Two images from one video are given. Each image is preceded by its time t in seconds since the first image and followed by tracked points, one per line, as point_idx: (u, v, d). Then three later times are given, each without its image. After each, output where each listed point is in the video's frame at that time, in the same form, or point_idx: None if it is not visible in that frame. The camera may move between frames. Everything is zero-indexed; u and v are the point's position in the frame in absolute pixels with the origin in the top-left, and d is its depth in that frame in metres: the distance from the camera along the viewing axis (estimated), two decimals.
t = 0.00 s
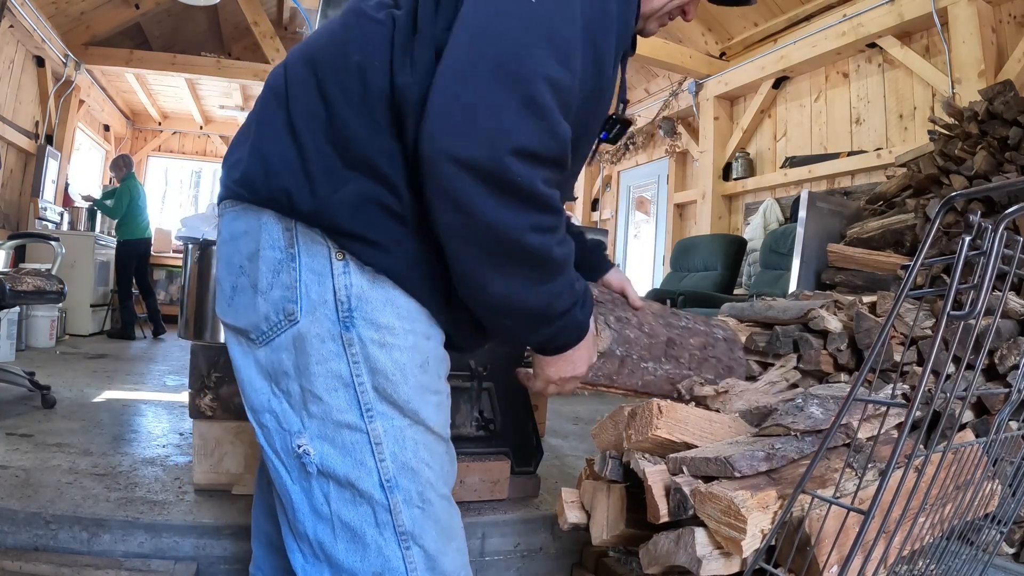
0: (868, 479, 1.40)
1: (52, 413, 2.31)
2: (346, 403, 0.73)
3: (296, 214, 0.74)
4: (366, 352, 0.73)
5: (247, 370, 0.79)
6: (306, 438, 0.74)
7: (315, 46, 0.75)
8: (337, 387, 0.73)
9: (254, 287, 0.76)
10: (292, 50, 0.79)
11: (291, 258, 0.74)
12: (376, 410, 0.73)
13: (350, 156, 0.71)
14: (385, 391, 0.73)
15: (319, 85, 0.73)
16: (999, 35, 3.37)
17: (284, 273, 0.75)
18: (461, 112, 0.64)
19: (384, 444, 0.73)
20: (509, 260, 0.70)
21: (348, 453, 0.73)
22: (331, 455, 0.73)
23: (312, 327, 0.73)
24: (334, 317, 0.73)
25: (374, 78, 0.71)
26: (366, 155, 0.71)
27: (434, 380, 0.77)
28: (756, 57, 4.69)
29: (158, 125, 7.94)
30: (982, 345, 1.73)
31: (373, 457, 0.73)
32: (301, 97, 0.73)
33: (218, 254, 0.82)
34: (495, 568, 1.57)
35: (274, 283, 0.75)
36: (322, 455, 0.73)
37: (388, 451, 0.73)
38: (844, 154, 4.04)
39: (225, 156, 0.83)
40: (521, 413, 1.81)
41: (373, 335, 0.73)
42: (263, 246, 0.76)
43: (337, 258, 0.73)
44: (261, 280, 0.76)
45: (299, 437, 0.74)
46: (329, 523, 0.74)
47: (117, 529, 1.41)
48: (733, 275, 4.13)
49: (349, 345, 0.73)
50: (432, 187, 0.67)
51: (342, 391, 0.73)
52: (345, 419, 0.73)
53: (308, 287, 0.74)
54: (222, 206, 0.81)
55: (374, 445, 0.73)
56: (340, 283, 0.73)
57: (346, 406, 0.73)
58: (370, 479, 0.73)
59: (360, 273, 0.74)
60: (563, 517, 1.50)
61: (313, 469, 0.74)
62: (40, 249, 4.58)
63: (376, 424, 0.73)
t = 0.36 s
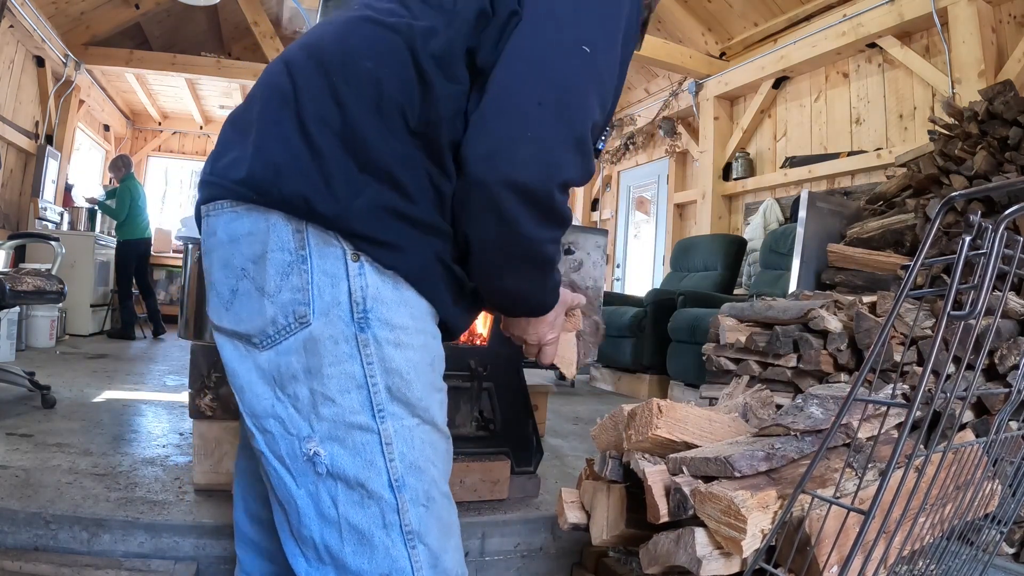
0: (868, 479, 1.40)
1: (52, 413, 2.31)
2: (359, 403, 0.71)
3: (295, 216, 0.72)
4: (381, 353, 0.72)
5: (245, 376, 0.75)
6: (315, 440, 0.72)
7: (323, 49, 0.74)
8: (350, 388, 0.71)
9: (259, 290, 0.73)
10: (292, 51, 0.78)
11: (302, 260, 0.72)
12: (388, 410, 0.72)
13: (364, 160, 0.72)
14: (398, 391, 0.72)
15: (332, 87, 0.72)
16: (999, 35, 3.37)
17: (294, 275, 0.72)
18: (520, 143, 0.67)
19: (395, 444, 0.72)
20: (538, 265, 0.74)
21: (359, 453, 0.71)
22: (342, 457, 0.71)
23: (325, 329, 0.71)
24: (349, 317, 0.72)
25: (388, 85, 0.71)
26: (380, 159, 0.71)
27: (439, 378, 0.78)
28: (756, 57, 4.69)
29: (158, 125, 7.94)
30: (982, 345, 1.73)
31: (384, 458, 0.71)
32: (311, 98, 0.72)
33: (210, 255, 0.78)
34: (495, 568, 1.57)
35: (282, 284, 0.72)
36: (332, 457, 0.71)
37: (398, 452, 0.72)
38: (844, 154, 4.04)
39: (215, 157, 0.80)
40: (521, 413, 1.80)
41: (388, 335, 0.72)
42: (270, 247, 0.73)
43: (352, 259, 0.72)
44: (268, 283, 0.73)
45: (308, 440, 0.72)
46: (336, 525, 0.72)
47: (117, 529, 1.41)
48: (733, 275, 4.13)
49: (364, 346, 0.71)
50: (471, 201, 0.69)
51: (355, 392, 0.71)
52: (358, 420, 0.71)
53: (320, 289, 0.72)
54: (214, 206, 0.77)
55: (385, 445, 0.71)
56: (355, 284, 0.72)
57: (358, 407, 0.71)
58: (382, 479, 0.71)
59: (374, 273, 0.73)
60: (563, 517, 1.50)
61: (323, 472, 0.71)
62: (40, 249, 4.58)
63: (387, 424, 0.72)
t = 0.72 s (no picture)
0: (868, 479, 1.40)
1: (52, 413, 2.31)
2: (367, 397, 0.74)
3: (307, 220, 0.75)
4: (386, 349, 0.76)
5: (246, 376, 0.74)
6: (323, 433, 0.73)
7: (330, 69, 0.75)
8: (358, 382, 0.74)
9: (267, 293, 0.74)
10: (288, 63, 0.78)
11: (311, 264, 0.74)
12: (391, 403, 0.76)
13: (373, 176, 0.77)
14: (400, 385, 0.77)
15: (346, 108, 0.75)
16: (999, 36, 3.38)
17: (303, 279, 0.74)
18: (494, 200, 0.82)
19: (398, 434, 0.76)
20: (510, 269, 0.92)
21: (364, 444, 0.74)
22: (350, 448, 0.73)
23: (334, 328, 0.74)
24: (357, 317, 0.75)
25: (394, 109, 0.76)
26: (384, 177, 0.78)
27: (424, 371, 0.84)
28: (756, 57, 4.69)
29: (158, 125, 7.93)
30: (982, 345, 1.73)
31: (388, 447, 0.75)
32: (325, 118, 0.74)
33: (205, 257, 0.76)
34: (495, 568, 1.57)
35: (292, 286, 0.74)
36: (341, 447, 0.73)
37: (400, 442, 0.76)
38: (844, 154, 4.04)
39: (204, 161, 0.76)
40: (520, 413, 1.81)
41: (390, 332, 0.77)
42: (280, 252, 0.74)
43: (359, 263, 0.76)
44: (277, 286, 0.74)
45: (316, 434, 0.73)
46: (340, 512, 0.74)
47: (117, 529, 1.41)
48: (733, 275, 4.12)
49: (371, 343, 0.75)
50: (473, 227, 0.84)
51: (363, 386, 0.74)
52: (365, 412, 0.74)
53: (328, 290, 0.74)
54: (209, 209, 0.75)
55: (389, 436, 0.75)
56: (363, 285, 0.76)
57: (366, 401, 0.74)
58: (387, 468, 0.74)
59: (378, 278, 0.78)
60: (563, 517, 1.50)
61: (332, 464, 0.73)
62: (39, 249, 4.58)
63: (390, 415, 0.76)
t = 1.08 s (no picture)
0: (868, 478, 1.41)
1: (52, 413, 2.31)
2: (358, 394, 0.76)
3: (302, 226, 0.75)
4: (376, 349, 0.78)
5: (243, 377, 0.74)
6: (317, 429, 0.74)
7: (322, 82, 0.77)
8: (351, 380, 0.76)
9: (266, 294, 0.74)
10: (281, 72, 0.79)
11: (308, 267, 0.75)
12: (381, 400, 0.78)
13: (361, 187, 0.78)
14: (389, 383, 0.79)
15: (340, 126, 0.76)
16: (999, 35, 3.38)
17: (300, 281, 0.74)
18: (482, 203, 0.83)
19: (387, 430, 0.78)
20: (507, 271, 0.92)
21: (356, 440, 0.75)
22: (343, 445, 0.75)
23: (329, 329, 0.74)
24: (350, 318, 0.76)
25: (382, 122, 0.78)
26: (377, 188, 0.79)
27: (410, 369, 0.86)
28: (756, 57, 4.69)
29: (158, 125, 7.93)
30: (982, 345, 1.73)
31: (378, 443, 0.77)
32: (319, 134, 0.76)
33: (202, 259, 0.76)
34: (495, 568, 1.57)
35: (288, 288, 0.74)
36: (335, 444, 0.74)
37: (389, 437, 0.78)
38: (844, 154, 4.04)
39: (202, 168, 0.76)
40: (520, 413, 1.81)
41: (380, 332, 0.79)
42: (278, 255, 0.74)
43: (353, 269, 0.77)
44: (275, 287, 0.74)
45: (309, 430, 0.74)
46: (333, 505, 0.75)
47: (117, 529, 1.41)
48: (733, 275, 4.12)
49: (364, 343, 0.77)
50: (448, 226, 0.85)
51: (354, 384, 0.76)
52: (356, 409, 0.76)
53: (323, 293, 0.75)
54: (211, 213, 0.75)
55: (379, 432, 0.77)
56: (355, 288, 0.77)
57: (357, 398, 0.76)
58: (377, 462, 0.77)
59: (370, 283, 0.79)
60: (563, 517, 1.50)
61: (326, 459, 0.74)
62: (39, 249, 4.58)
63: (380, 412, 0.77)
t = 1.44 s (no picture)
0: (868, 479, 1.40)
1: (52, 413, 2.31)
2: (346, 395, 0.76)
3: (298, 230, 0.76)
4: (363, 351, 0.79)
5: (233, 379, 0.75)
6: (309, 430, 0.75)
7: (308, 94, 0.76)
8: (339, 382, 0.76)
9: (253, 298, 0.75)
10: (266, 81, 0.78)
11: (294, 272, 0.76)
12: (370, 401, 0.78)
13: (344, 200, 0.79)
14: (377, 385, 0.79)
15: (326, 139, 0.77)
16: (999, 35, 3.38)
17: (286, 286, 0.75)
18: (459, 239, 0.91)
19: (378, 430, 0.78)
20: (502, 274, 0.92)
21: (348, 440, 0.76)
22: (336, 444, 0.75)
23: (316, 332, 0.75)
24: (336, 321, 0.77)
25: (370, 136, 0.79)
26: (355, 202, 0.80)
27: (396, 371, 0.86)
28: (756, 57, 4.69)
29: (158, 125, 7.93)
30: (982, 345, 1.73)
31: (369, 442, 0.77)
32: (305, 148, 0.76)
33: (188, 265, 0.76)
34: (495, 568, 1.56)
35: (275, 292, 0.75)
36: (328, 444, 0.75)
37: (380, 437, 0.78)
38: (844, 154, 4.04)
39: (187, 174, 0.76)
40: (520, 413, 1.81)
41: (366, 335, 0.80)
42: (265, 260, 0.75)
43: (338, 273, 0.78)
44: (262, 292, 0.75)
45: (301, 430, 0.74)
46: (327, 504, 0.76)
47: (117, 529, 1.41)
48: (733, 275, 4.12)
49: (350, 345, 0.77)
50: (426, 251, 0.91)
51: (342, 385, 0.76)
52: (346, 410, 0.76)
53: (309, 297, 0.76)
54: (197, 219, 0.76)
55: (371, 431, 0.77)
56: (340, 292, 0.78)
57: (345, 400, 0.76)
58: (371, 461, 0.77)
59: (355, 288, 0.80)
60: (563, 517, 1.50)
61: (319, 458, 0.75)
62: (40, 249, 4.58)
63: (370, 413, 0.78)
